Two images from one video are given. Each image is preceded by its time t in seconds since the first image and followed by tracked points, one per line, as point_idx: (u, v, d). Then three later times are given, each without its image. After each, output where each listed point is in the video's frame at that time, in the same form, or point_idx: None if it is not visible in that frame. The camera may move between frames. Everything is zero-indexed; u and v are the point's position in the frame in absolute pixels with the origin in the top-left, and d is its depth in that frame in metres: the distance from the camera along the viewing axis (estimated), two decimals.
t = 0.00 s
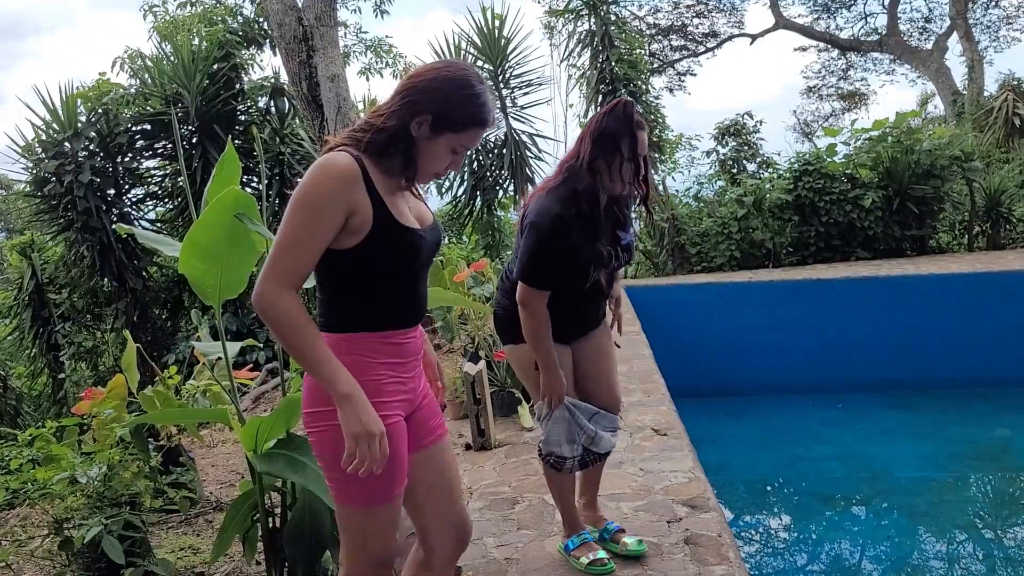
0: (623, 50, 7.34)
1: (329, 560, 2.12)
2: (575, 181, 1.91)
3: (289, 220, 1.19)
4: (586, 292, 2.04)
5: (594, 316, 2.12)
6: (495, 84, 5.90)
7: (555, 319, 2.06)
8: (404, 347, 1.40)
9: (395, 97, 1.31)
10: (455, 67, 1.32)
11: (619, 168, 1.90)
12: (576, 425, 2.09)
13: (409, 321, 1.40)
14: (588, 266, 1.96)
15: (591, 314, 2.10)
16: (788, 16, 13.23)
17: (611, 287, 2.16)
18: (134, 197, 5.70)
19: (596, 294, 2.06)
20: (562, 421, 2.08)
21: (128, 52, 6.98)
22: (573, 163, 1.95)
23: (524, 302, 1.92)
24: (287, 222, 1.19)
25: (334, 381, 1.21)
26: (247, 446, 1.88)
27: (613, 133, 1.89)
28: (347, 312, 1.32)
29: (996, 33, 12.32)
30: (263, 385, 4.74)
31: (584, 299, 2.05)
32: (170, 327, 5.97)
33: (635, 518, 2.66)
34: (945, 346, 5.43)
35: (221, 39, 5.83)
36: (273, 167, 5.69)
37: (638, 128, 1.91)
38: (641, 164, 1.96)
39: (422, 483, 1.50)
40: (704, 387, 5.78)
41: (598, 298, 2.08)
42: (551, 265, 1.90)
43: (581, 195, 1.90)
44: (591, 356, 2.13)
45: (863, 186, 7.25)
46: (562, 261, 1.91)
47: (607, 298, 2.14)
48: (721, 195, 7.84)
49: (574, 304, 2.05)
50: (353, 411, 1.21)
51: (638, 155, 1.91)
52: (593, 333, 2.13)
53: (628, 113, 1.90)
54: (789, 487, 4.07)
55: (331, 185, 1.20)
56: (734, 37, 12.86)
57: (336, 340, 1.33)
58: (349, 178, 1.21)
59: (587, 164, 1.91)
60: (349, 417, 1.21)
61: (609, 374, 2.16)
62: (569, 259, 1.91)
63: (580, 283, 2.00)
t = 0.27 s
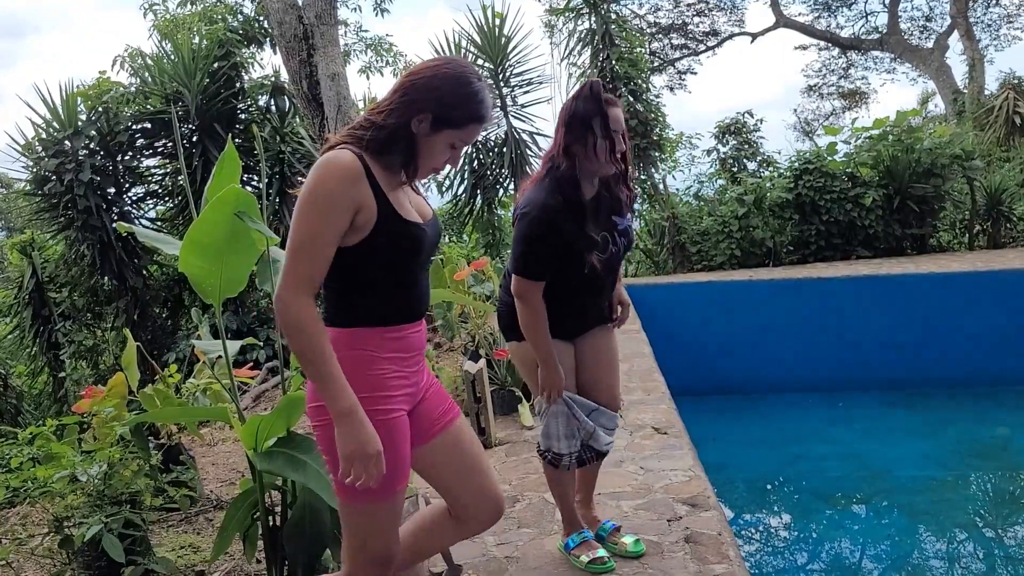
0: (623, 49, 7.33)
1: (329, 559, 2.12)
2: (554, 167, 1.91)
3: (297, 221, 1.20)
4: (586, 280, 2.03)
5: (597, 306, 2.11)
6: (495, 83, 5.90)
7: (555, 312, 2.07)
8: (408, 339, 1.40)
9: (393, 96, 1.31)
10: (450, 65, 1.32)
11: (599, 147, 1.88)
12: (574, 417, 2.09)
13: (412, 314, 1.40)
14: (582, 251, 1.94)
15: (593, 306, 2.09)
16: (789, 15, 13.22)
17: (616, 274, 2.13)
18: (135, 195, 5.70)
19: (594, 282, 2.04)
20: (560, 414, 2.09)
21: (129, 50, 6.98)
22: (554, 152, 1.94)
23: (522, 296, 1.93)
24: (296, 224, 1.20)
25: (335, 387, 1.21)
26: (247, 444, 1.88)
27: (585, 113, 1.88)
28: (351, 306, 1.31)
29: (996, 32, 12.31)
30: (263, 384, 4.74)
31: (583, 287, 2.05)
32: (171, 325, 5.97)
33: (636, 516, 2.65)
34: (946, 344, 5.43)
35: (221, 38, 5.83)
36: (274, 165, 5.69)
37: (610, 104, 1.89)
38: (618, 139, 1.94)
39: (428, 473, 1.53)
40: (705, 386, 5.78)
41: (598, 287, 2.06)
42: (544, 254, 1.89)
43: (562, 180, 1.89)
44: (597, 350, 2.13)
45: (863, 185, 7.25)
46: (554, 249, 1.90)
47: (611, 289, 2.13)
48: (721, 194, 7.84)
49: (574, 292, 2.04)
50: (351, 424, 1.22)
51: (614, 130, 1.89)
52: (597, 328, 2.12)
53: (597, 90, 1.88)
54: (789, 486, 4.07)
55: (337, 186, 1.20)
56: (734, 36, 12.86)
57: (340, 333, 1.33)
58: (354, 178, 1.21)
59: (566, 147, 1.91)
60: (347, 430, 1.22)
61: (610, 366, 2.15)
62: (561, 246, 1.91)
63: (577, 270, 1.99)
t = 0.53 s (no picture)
0: (623, 48, 7.33)
1: (330, 557, 2.12)
2: (537, 167, 1.94)
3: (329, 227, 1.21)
4: (584, 277, 2.01)
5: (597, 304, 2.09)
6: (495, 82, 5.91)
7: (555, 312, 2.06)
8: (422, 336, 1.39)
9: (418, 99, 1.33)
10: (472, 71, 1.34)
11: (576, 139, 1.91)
12: (575, 420, 2.10)
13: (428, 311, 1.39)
14: (575, 245, 1.93)
15: (594, 306, 2.08)
16: (789, 14, 13.22)
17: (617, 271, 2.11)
18: (135, 194, 5.70)
19: (592, 277, 2.02)
20: (562, 416, 2.10)
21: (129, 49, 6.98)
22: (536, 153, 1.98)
23: (521, 295, 1.93)
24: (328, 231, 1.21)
25: (347, 390, 1.22)
26: (247, 442, 1.88)
27: (558, 108, 1.91)
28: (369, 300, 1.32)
29: (996, 31, 12.31)
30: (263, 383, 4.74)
31: (582, 286, 2.03)
32: (171, 324, 5.97)
33: (636, 515, 2.65)
34: (947, 343, 5.43)
35: (221, 37, 5.83)
36: (274, 164, 5.69)
37: (583, 95, 1.91)
38: (595, 129, 1.93)
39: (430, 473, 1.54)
40: (705, 386, 5.78)
41: (597, 281, 2.04)
42: (536, 251, 1.90)
43: (546, 177, 1.91)
44: (603, 349, 2.12)
45: (863, 184, 7.25)
46: (544, 246, 1.90)
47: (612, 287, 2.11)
48: (721, 193, 7.84)
49: (571, 291, 2.03)
50: (356, 436, 1.22)
51: (589, 120, 1.90)
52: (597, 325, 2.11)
53: (566, 84, 1.92)
54: (789, 485, 4.07)
55: (365, 191, 1.21)
56: (734, 35, 12.86)
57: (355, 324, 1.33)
58: (377, 180, 1.22)
59: (546, 145, 1.93)
60: (352, 436, 1.22)
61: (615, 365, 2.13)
62: (552, 242, 1.90)
63: (573, 267, 1.98)
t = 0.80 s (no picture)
0: (623, 47, 7.32)
1: (329, 556, 2.12)
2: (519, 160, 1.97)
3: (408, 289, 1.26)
4: (577, 268, 2.02)
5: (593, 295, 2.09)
6: (495, 81, 5.91)
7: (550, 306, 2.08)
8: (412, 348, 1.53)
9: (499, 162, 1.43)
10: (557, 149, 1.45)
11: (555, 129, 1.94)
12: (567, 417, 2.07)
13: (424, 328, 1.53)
14: (561, 235, 1.95)
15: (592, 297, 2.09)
16: (789, 13, 13.21)
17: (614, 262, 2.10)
18: (134, 193, 5.70)
19: (587, 263, 2.02)
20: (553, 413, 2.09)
21: (129, 48, 6.97)
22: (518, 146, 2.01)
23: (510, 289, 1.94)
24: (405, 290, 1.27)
25: (405, 431, 1.32)
26: (246, 441, 1.88)
27: (535, 99, 1.96)
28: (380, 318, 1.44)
29: (997, 30, 12.31)
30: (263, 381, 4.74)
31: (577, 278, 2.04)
32: (171, 323, 5.97)
33: (635, 514, 2.66)
34: (947, 342, 5.43)
35: (221, 35, 5.82)
36: (273, 163, 5.69)
37: (559, 84, 1.95)
38: (575, 117, 1.96)
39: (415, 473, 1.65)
40: (705, 384, 5.78)
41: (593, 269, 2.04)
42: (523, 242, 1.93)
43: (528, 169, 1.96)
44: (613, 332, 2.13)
45: (863, 183, 7.24)
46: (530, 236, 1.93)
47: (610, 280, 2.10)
48: (721, 192, 7.84)
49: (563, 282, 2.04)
50: (416, 485, 1.35)
51: (567, 109, 1.94)
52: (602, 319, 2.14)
53: (541, 75, 1.96)
54: (789, 484, 4.07)
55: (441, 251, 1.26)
56: (735, 34, 12.86)
57: (360, 338, 1.45)
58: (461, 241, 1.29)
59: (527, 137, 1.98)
60: (412, 476, 1.35)
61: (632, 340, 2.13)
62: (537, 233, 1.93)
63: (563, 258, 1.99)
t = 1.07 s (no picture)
0: (623, 46, 7.33)
1: (329, 553, 2.12)
2: (513, 147, 1.99)
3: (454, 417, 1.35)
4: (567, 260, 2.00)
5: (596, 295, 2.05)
6: (495, 79, 5.91)
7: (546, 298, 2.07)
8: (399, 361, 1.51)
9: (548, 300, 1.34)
10: (613, 308, 1.35)
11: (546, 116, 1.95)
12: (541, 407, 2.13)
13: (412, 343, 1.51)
14: (546, 220, 1.94)
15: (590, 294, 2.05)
16: (789, 12, 13.21)
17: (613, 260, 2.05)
18: (134, 191, 5.70)
19: (580, 249, 1.96)
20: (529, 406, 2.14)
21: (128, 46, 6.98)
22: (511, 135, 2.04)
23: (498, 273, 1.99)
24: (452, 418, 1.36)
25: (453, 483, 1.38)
26: (246, 439, 1.88)
27: (529, 87, 1.99)
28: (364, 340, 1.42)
29: (996, 29, 12.31)
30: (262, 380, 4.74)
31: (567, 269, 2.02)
32: (170, 321, 5.98)
33: (634, 512, 2.66)
34: (947, 340, 5.43)
35: (220, 34, 5.83)
36: (273, 162, 5.69)
37: (554, 73, 1.99)
38: (568, 106, 1.98)
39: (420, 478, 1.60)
40: (704, 383, 5.79)
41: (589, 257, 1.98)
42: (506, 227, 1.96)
43: (519, 155, 1.97)
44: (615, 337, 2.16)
45: (863, 182, 7.25)
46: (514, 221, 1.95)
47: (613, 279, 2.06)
48: (721, 191, 7.84)
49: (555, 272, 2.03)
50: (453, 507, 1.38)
51: (561, 97, 1.97)
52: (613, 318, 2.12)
53: (537, 63, 2.00)
54: (788, 482, 4.08)
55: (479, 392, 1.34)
56: (734, 33, 12.86)
57: (346, 357, 1.44)
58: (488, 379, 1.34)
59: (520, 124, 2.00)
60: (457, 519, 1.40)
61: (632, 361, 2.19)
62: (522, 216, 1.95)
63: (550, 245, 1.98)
